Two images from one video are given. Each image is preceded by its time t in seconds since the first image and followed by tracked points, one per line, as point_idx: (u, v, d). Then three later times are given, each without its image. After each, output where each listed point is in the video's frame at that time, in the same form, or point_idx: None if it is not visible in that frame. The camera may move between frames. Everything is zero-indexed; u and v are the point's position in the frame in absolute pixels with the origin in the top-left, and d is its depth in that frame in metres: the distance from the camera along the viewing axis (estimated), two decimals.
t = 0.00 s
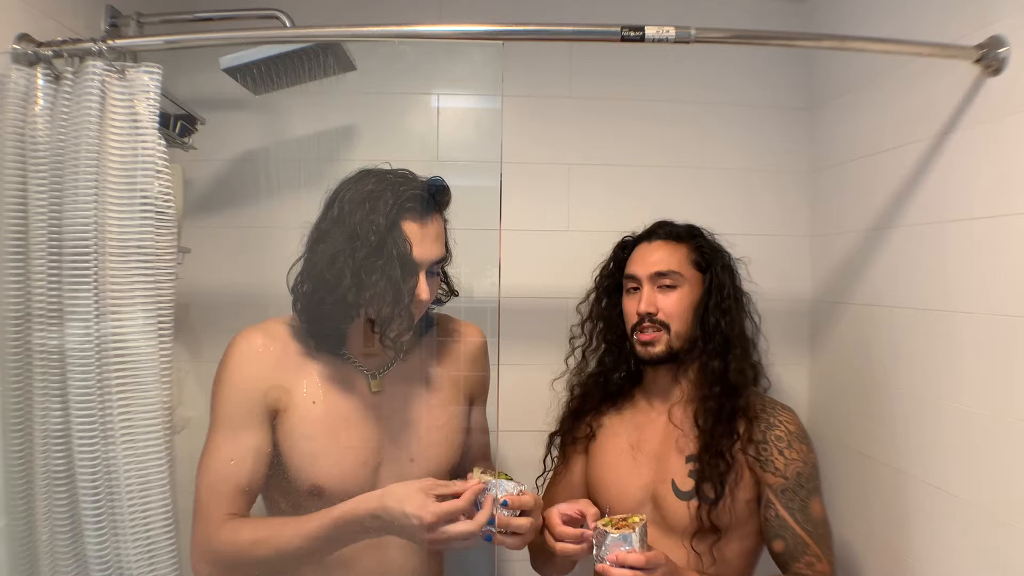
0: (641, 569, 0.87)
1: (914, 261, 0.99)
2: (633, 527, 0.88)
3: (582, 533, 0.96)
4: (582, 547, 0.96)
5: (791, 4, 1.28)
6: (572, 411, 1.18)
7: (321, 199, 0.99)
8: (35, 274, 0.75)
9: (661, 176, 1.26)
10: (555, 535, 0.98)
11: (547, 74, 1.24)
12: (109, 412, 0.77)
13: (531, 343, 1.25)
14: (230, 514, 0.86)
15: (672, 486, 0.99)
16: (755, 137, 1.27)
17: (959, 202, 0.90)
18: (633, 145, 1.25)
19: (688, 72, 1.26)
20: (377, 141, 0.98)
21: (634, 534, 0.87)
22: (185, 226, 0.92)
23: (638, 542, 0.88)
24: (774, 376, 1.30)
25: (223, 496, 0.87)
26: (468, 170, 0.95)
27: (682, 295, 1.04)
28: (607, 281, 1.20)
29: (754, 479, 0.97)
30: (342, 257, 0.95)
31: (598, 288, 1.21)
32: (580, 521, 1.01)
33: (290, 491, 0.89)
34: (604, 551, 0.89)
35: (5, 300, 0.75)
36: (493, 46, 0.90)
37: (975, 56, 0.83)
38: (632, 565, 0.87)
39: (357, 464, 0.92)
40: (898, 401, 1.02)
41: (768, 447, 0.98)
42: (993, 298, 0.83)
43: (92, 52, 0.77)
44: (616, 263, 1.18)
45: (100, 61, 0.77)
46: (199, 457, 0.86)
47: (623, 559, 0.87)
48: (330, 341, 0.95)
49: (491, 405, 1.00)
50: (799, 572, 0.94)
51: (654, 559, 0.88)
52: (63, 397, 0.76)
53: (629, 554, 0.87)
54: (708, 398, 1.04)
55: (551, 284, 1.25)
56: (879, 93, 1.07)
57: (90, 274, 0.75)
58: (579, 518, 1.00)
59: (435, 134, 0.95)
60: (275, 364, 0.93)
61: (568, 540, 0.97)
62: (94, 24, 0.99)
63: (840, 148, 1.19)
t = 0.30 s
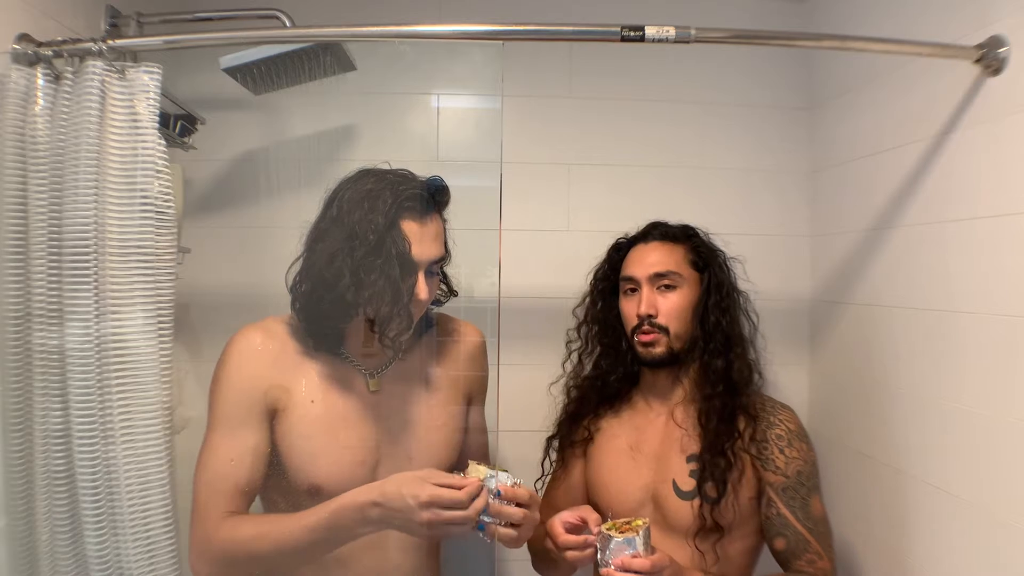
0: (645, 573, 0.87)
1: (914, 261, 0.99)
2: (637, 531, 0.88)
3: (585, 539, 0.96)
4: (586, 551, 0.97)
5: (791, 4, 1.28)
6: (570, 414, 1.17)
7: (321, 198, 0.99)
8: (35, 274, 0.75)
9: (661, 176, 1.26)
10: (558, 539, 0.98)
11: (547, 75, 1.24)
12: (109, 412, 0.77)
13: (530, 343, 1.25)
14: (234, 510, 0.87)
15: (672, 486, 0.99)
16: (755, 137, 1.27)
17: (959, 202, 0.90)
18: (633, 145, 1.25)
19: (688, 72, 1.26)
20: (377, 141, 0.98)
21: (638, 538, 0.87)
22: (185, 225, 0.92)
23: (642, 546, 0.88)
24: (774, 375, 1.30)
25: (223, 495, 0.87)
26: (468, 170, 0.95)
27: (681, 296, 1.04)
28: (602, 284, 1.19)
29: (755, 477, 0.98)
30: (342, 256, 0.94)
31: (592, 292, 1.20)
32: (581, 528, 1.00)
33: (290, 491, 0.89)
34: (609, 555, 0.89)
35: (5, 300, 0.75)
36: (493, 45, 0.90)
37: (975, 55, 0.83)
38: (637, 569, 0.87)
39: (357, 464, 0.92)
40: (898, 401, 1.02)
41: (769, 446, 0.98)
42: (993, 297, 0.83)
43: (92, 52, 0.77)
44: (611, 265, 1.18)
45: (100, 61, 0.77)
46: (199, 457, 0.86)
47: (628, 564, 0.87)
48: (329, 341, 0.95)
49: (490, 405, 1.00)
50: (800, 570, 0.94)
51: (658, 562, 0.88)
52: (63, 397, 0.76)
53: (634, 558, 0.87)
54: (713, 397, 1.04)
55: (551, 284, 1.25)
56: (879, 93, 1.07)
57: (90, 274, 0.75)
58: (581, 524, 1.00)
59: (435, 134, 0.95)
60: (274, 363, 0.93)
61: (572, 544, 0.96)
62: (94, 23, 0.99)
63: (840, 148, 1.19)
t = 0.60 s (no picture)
0: None
1: (914, 261, 0.99)
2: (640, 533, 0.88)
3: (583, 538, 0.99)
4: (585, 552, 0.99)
5: (791, 4, 1.28)
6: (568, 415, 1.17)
7: (321, 198, 0.99)
8: (35, 273, 0.75)
9: (661, 176, 1.26)
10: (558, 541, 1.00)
11: (547, 75, 1.24)
12: (109, 412, 0.77)
13: (530, 343, 1.25)
14: (229, 512, 0.87)
15: (671, 485, 0.99)
16: (755, 137, 1.27)
17: (959, 202, 0.90)
18: (633, 145, 1.25)
19: (688, 72, 1.26)
20: (376, 141, 0.98)
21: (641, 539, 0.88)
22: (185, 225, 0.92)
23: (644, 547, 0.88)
24: (774, 376, 1.30)
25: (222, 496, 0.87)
26: (468, 170, 0.95)
27: (681, 298, 1.04)
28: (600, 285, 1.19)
29: (754, 476, 0.97)
30: (345, 256, 0.95)
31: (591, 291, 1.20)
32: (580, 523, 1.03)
33: (289, 492, 0.89)
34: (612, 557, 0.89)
35: (5, 300, 0.75)
36: (493, 46, 0.90)
37: (976, 55, 0.83)
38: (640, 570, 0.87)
39: (356, 464, 0.92)
40: (898, 401, 1.02)
41: (768, 444, 0.98)
42: (994, 297, 0.83)
43: (92, 52, 0.77)
44: (610, 265, 1.18)
45: (100, 61, 0.77)
46: (199, 456, 0.86)
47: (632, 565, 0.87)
48: (330, 343, 0.95)
49: (490, 406, 1.01)
50: (800, 568, 0.94)
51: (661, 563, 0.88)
52: (63, 397, 0.76)
53: (636, 560, 0.87)
54: (711, 399, 1.03)
55: (551, 284, 1.25)
56: (879, 93, 1.07)
57: (90, 274, 0.75)
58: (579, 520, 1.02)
59: (435, 134, 0.95)
60: (274, 364, 0.93)
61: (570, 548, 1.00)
62: (94, 23, 0.99)
63: (840, 148, 1.19)
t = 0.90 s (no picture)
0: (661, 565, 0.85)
1: (914, 261, 0.99)
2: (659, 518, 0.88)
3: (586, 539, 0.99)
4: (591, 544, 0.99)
5: (791, 4, 1.28)
6: (568, 415, 1.17)
7: (321, 198, 0.99)
8: (35, 273, 0.75)
9: (661, 176, 1.26)
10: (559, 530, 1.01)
11: (547, 75, 1.24)
12: (109, 412, 0.77)
13: (530, 343, 1.25)
14: (229, 512, 0.87)
15: (673, 484, 0.99)
16: (755, 137, 1.27)
17: (959, 202, 0.90)
18: (633, 145, 1.25)
19: (688, 72, 1.26)
20: (377, 141, 0.98)
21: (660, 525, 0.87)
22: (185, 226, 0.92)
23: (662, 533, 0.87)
24: (774, 376, 1.30)
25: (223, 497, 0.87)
26: (468, 170, 0.95)
27: (680, 300, 1.04)
28: (599, 287, 1.18)
29: (754, 471, 0.98)
30: (346, 256, 0.95)
31: (590, 291, 1.20)
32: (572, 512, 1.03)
33: (290, 492, 0.89)
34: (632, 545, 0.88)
35: (5, 300, 0.75)
36: (492, 46, 0.90)
37: (976, 56, 0.83)
38: (661, 560, 0.84)
39: (356, 464, 0.92)
40: (898, 401, 1.02)
41: (768, 437, 0.98)
42: (994, 297, 0.83)
43: (92, 52, 0.77)
44: (607, 267, 1.17)
45: (100, 61, 0.77)
46: (199, 456, 0.86)
47: (654, 555, 0.85)
48: (329, 343, 0.95)
49: (490, 406, 1.02)
50: (807, 559, 0.94)
51: (681, 553, 0.86)
52: (63, 397, 0.76)
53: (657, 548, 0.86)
54: (710, 399, 1.03)
55: (551, 284, 1.25)
56: (879, 93, 1.07)
57: (90, 274, 0.75)
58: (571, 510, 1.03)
59: (435, 134, 0.95)
60: (274, 363, 0.93)
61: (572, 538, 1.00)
62: (94, 24, 0.99)
63: (840, 149, 1.19)
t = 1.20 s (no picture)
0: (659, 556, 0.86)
1: (915, 261, 0.99)
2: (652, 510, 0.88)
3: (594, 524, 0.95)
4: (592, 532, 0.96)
5: (791, 3, 1.28)
6: (568, 416, 1.17)
7: (322, 199, 0.99)
8: (35, 273, 0.75)
9: (661, 176, 1.26)
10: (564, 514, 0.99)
11: (546, 75, 1.24)
12: (109, 412, 0.77)
13: (530, 343, 1.26)
14: (223, 510, 0.86)
15: (676, 485, 1.00)
16: (755, 137, 1.27)
17: (960, 202, 0.90)
18: (632, 145, 1.25)
19: (688, 71, 1.26)
20: (377, 141, 0.98)
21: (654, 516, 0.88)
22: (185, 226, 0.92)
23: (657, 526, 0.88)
24: (774, 376, 1.30)
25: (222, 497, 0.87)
26: (467, 170, 0.95)
27: (681, 303, 1.03)
28: (598, 290, 1.17)
29: (756, 472, 0.97)
30: (344, 257, 0.95)
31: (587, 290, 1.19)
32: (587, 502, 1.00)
33: (290, 491, 0.89)
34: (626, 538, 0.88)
35: (5, 300, 0.75)
36: (492, 46, 0.90)
37: (976, 56, 0.83)
38: (659, 549, 0.86)
39: (355, 465, 0.91)
40: (898, 401, 1.02)
41: (770, 438, 0.98)
42: (994, 297, 0.83)
43: (92, 52, 0.77)
44: (604, 270, 1.16)
45: (100, 61, 0.77)
46: (197, 456, 0.86)
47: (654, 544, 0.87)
48: (329, 343, 0.95)
49: (490, 407, 1.02)
50: (806, 559, 0.94)
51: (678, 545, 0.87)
52: (63, 397, 0.76)
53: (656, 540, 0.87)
54: (710, 404, 1.03)
55: (551, 284, 1.25)
56: (879, 93, 1.07)
57: (90, 274, 0.75)
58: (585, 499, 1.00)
59: (435, 134, 0.95)
60: (275, 363, 0.93)
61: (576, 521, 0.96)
62: (94, 24, 0.99)
63: (840, 148, 1.19)
